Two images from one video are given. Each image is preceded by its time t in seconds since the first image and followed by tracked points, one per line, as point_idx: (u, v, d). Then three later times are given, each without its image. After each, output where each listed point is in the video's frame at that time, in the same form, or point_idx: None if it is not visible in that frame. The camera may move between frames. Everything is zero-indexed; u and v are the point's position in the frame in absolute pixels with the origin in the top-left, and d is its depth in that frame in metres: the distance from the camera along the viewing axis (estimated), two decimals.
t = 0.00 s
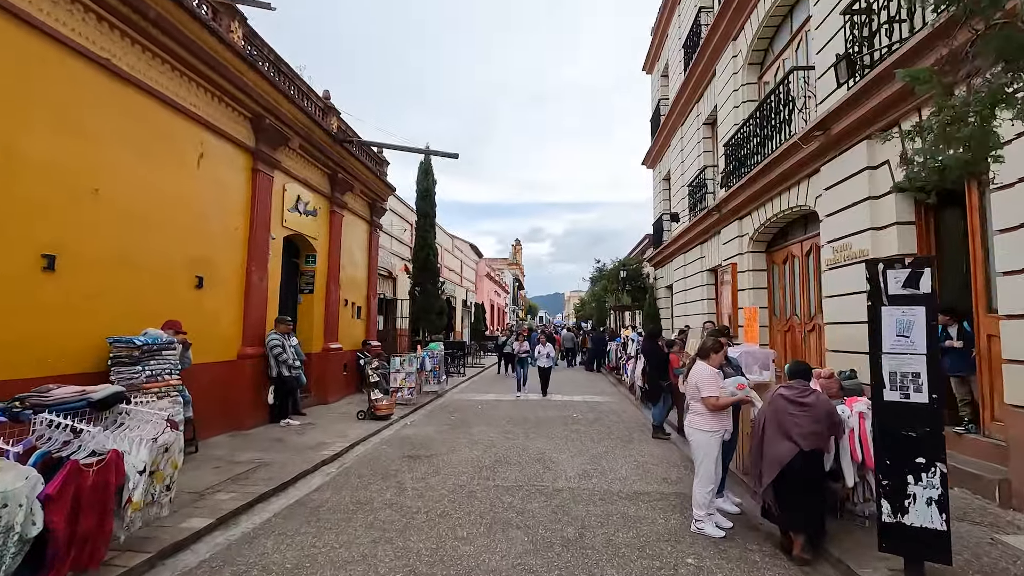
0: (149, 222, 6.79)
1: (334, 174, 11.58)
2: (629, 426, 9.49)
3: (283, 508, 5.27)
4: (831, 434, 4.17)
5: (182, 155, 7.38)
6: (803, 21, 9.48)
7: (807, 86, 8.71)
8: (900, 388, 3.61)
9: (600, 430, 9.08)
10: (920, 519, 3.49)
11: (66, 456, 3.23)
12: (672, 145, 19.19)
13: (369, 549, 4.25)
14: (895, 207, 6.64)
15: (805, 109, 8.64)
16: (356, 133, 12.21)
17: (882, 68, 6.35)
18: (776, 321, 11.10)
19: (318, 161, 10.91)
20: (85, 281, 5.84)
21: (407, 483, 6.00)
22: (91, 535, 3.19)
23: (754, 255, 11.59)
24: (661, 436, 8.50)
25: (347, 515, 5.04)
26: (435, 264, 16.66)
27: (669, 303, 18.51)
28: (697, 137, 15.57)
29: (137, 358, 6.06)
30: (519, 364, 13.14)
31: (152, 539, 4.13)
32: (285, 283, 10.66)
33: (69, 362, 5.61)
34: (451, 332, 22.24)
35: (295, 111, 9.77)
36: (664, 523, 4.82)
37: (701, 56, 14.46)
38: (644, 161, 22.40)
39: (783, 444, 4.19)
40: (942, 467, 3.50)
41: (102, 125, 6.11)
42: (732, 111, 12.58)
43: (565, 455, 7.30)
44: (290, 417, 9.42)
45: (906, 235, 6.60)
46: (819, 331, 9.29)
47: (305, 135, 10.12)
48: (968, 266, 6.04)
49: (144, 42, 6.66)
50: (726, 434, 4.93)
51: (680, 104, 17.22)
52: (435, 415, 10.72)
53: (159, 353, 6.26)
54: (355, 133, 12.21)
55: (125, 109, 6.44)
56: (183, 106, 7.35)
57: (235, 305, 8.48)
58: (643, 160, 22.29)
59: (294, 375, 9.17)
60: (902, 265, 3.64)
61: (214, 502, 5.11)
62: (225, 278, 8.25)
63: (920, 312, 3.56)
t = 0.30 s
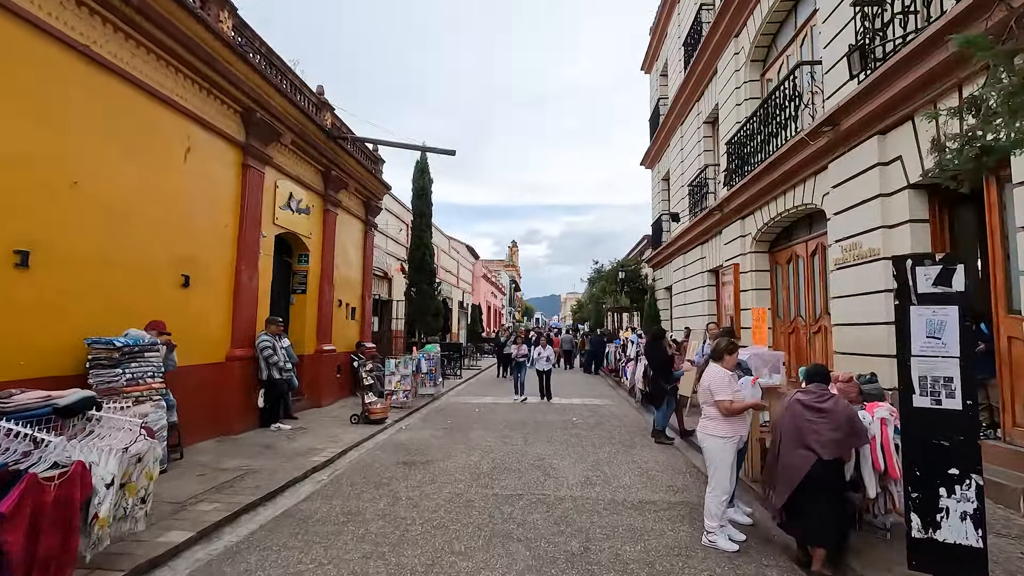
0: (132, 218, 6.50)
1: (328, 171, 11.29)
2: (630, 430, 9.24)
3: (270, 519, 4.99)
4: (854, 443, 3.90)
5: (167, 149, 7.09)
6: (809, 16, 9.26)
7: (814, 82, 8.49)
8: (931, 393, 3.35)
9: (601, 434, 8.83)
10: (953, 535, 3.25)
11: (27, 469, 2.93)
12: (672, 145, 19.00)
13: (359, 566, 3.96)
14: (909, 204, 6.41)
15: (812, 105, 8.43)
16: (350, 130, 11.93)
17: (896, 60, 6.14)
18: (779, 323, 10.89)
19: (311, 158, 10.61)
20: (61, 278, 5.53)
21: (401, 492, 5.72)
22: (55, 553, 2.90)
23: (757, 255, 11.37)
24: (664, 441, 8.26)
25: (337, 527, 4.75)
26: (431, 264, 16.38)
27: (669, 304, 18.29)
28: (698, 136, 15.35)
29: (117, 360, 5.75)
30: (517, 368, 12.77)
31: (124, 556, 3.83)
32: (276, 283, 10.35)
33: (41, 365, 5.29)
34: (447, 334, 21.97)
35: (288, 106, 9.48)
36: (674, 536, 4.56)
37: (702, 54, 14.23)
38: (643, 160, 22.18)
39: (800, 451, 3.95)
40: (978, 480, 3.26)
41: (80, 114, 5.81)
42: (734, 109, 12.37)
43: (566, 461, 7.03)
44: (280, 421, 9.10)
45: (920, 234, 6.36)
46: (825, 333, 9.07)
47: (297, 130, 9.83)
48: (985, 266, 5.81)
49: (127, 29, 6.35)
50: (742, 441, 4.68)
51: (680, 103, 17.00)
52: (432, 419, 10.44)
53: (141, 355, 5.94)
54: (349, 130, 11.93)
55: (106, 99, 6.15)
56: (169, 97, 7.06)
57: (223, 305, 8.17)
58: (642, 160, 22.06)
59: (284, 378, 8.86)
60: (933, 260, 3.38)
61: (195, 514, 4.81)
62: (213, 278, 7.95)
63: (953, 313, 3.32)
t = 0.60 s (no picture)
0: (114, 217, 6.21)
1: (322, 170, 11.02)
2: (632, 436, 9.01)
3: (256, 535, 4.71)
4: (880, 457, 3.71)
5: (153, 145, 6.82)
6: (815, 12, 9.07)
7: (821, 79, 8.29)
8: (967, 406, 3.21)
9: (602, 441, 8.59)
10: (991, 558, 3.09)
11: None
12: (671, 146, 18.81)
13: None
14: (922, 204, 6.19)
15: (819, 102, 8.21)
16: (344, 128, 11.66)
17: (909, 55, 5.93)
18: (783, 326, 10.68)
19: (304, 156, 10.34)
20: (36, 279, 5.25)
21: (396, 504, 5.47)
22: None
23: (760, 257, 11.15)
24: (667, 449, 8.02)
25: (328, 544, 4.49)
26: (428, 265, 16.11)
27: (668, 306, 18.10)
28: (698, 136, 15.16)
29: (96, 366, 5.45)
30: (518, 373, 12.66)
31: None
32: (267, 284, 10.06)
33: (14, 371, 5.00)
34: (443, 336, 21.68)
35: (280, 102, 9.20)
36: (684, 553, 4.32)
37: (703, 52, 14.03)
38: (641, 161, 21.96)
39: (824, 466, 3.76)
40: (1019, 499, 3.08)
41: (58, 107, 5.53)
42: (736, 108, 12.16)
43: (567, 470, 6.78)
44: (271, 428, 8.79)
45: (935, 235, 6.13)
46: (831, 337, 8.85)
47: (290, 128, 9.55)
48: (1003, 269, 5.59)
49: (109, 18, 6.08)
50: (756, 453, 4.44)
51: (680, 103, 16.80)
52: (428, 424, 10.16)
53: (121, 360, 5.65)
54: (344, 128, 11.66)
55: (87, 91, 5.88)
56: (154, 91, 6.78)
57: (211, 308, 7.89)
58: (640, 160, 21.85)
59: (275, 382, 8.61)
60: (968, 262, 3.22)
61: (177, 529, 4.54)
62: (201, 279, 7.66)
63: (990, 318, 3.16)
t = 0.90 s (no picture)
0: (99, 210, 5.94)
1: (318, 166, 10.75)
2: (636, 438, 8.77)
3: (247, 545, 4.44)
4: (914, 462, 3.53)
5: (141, 136, 6.54)
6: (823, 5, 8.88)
7: (830, 72, 8.09)
8: (1011, 407, 3.05)
9: (606, 443, 8.35)
10: None
11: None
12: (671, 144, 18.63)
13: None
14: (940, 199, 5.99)
15: (828, 96, 8.02)
16: (340, 123, 11.39)
17: (928, 43, 5.73)
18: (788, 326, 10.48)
19: (299, 151, 10.06)
20: (13, 274, 4.97)
21: (395, 511, 5.21)
22: None
23: (765, 256, 10.95)
24: (674, 452, 7.77)
25: (323, 554, 4.24)
26: (425, 265, 15.84)
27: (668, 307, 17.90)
28: (699, 134, 14.98)
29: (78, 366, 5.17)
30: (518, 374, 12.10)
31: None
32: (261, 283, 9.78)
33: None
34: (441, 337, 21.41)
35: (274, 94, 8.93)
36: (702, 564, 4.08)
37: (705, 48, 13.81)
38: (640, 161, 21.77)
39: (853, 473, 3.62)
40: None
41: (37, 92, 5.26)
42: (739, 105, 11.97)
43: (572, 475, 6.53)
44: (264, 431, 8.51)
45: (953, 231, 5.93)
46: (840, 336, 8.65)
47: (285, 121, 9.28)
48: None
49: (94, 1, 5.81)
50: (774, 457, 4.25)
51: (680, 100, 16.61)
52: (426, 427, 9.89)
53: (105, 360, 5.39)
54: (340, 123, 11.39)
55: (70, 77, 5.61)
56: (142, 79, 6.50)
57: (203, 306, 7.61)
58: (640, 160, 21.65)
59: (269, 384, 8.34)
60: (1015, 254, 3.04)
61: (163, 539, 4.28)
62: (192, 276, 7.38)
63: None
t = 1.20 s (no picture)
0: (87, 209, 5.68)
1: (315, 165, 10.51)
2: (642, 445, 8.56)
3: (241, 564, 4.19)
4: (954, 479, 3.31)
5: (131, 133, 6.28)
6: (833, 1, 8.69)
7: (842, 70, 7.90)
8: None
9: (613, 450, 8.14)
10: None
11: None
12: (672, 145, 18.47)
13: None
14: (961, 200, 5.80)
15: (840, 95, 7.83)
16: (338, 121, 11.14)
17: (950, 39, 5.54)
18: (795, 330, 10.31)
19: (296, 150, 9.82)
20: None
21: (397, 525, 4.97)
22: None
23: (771, 258, 10.76)
24: (682, 459, 7.55)
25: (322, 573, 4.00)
26: (424, 266, 15.60)
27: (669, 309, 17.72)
28: (702, 135, 14.81)
29: (64, 374, 4.91)
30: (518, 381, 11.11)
31: None
32: (256, 284, 9.50)
33: None
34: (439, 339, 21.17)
35: (271, 91, 8.69)
36: None
37: (708, 47, 13.62)
38: (641, 161, 21.58)
39: (889, 490, 3.41)
40: None
41: (22, 85, 5.01)
42: (744, 104, 11.78)
43: (579, 485, 6.30)
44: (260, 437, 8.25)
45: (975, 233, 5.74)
46: (850, 340, 8.48)
47: (282, 119, 9.03)
48: None
49: None
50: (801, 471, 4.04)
51: (682, 101, 16.43)
52: (426, 433, 9.63)
53: (93, 367, 5.13)
54: (338, 121, 11.14)
55: (56, 70, 5.36)
56: (132, 73, 6.24)
57: (196, 309, 7.35)
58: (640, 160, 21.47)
59: (265, 390, 8.08)
60: None
61: (151, 558, 4.03)
62: (185, 279, 7.12)
63: None
